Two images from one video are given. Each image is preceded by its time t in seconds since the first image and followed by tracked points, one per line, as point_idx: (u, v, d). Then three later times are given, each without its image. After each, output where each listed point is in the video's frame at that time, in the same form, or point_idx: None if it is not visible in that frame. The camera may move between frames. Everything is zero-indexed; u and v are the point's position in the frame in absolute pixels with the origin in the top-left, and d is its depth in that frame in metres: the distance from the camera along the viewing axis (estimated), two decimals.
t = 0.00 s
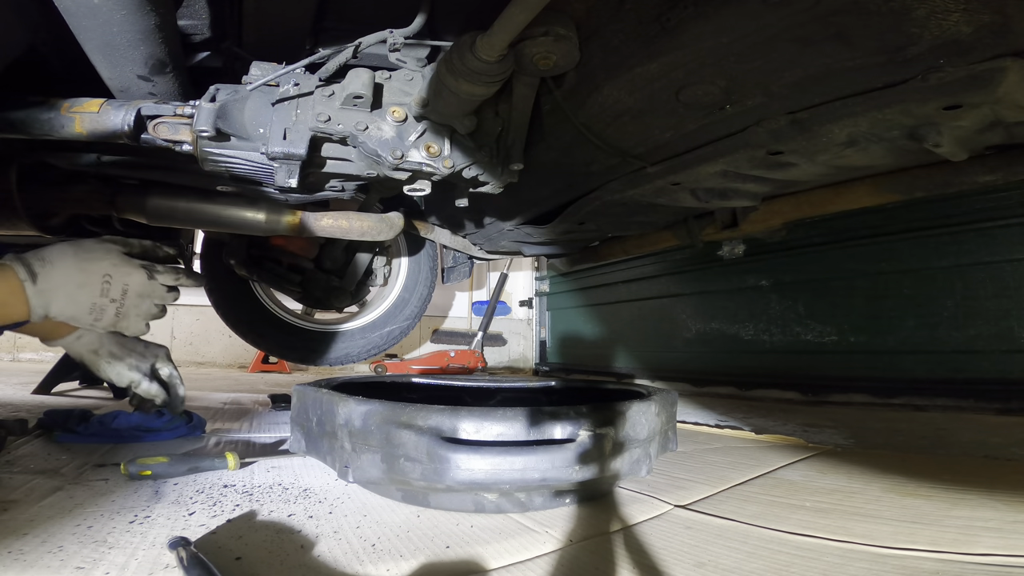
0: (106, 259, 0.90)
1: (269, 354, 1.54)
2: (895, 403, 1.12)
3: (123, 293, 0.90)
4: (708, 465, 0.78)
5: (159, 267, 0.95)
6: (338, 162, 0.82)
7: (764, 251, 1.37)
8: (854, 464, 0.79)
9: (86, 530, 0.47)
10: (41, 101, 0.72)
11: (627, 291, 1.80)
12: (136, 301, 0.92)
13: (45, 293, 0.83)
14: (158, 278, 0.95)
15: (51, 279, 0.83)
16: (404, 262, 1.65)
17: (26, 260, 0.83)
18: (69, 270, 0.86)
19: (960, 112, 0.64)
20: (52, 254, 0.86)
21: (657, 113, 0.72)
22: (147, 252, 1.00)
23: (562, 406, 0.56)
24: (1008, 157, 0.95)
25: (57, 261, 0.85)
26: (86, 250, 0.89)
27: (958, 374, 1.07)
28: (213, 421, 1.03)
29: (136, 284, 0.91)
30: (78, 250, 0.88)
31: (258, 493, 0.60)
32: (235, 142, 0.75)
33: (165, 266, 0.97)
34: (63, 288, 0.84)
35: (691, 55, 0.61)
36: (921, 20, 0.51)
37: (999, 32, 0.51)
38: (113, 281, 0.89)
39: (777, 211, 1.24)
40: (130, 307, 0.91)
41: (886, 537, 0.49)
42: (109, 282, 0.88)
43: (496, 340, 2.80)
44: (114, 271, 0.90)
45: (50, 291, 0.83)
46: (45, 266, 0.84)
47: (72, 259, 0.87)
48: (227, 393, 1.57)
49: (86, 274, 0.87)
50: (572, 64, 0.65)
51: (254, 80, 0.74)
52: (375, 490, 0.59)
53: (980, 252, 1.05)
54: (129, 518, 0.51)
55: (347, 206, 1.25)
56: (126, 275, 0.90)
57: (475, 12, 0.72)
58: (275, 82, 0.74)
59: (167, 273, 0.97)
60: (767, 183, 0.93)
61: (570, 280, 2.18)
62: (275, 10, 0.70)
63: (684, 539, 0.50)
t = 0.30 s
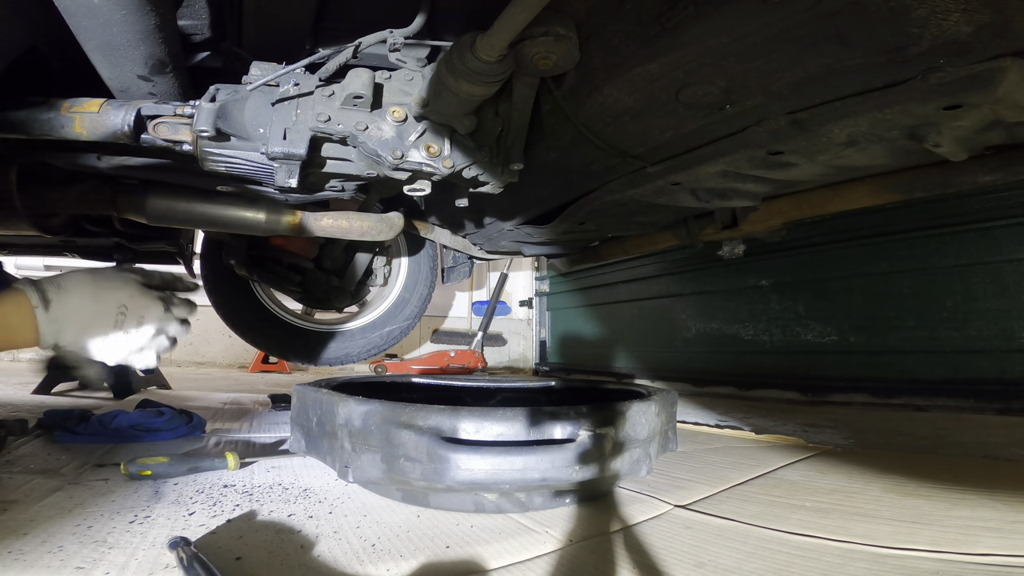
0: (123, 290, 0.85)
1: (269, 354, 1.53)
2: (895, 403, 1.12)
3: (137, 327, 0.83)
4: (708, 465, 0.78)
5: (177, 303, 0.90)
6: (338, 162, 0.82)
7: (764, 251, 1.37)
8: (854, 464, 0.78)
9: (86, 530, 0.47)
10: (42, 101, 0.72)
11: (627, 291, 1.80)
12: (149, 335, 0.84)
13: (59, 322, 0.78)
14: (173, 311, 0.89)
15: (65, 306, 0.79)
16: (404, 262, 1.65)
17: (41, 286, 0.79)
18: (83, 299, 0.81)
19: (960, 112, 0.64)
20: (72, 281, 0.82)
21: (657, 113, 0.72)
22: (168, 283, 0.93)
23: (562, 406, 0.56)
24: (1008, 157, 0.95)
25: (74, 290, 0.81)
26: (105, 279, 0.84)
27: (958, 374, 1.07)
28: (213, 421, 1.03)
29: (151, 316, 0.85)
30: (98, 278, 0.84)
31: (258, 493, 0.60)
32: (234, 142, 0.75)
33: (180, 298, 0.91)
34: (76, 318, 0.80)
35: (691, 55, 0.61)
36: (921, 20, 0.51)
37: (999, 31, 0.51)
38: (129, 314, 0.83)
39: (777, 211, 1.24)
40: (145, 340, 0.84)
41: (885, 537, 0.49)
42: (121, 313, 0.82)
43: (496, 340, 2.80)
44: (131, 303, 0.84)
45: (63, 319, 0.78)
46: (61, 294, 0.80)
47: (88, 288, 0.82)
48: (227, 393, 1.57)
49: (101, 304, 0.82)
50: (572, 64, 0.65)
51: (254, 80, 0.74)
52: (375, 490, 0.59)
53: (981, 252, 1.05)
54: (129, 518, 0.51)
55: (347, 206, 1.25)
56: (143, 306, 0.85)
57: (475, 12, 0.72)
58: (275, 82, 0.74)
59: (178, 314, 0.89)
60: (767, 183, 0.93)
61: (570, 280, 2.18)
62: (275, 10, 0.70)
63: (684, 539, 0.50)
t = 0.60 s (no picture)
0: (81, 219, 0.82)
1: (269, 354, 1.54)
2: (895, 403, 1.12)
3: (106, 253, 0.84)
4: (708, 465, 0.78)
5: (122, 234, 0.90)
6: (338, 162, 0.82)
7: (764, 251, 1.37)
8: (854, 464, 0.79)
9: (86, 531, 0.47)
10: (42, 101, 0.72)
11: (627, 291, 1.81)
12: (118, 261, 0.86)
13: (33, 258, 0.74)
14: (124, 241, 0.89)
15: (37, 241, 0.75)
16: (404, 262, 1.65)
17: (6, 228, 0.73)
18: (51, 232, 0.77)
19: (960, 112, 0.64)
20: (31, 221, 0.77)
21: (657, 113, 0.72)
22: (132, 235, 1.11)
23: (562, 406, 0.56)
24: (1009, 157, 0.95)
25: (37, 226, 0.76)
26: (61, 215, 0.81)
27: (958, 374, 1.07)
28: (213, 421, 1.03)
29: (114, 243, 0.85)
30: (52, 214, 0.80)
31: (258, 493, 0.60)
32: (234, 142, 0.75)
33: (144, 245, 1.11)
34: (46, 251, 0.76)
35: (691, 55, 0.61)
36: (921, 20, 0.51)
37: (999, 31, 0.51)
38: (95, 241, 0.83)
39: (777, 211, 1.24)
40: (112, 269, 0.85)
41: (885, 537, 0.49)
42: (89, 242, 0.82)
43: (496, 340, 2.80)
44: (93, 231, 0.83)
45: (37, 256, 0.74)
46: (29, 229, 0.74)
47: (50, 223, 0.78)
48: (227, 393, 1.57)
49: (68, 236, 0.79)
50: (572, 64, 0.65)
51: (254, 80, 0.74)
52: (375, 490, 0.59)
53: (980, 252, 1.05)
54: (129, 518, 0.51)
55: (347, 206, 1.25)
56: (107, 235, 0.84)
57: (475, 13, 0.72)
58: (275, 82, 0.74)
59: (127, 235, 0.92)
60: (767, 183, 0.93)
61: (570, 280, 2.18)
62: (275, 10, 0.70)
63: (684, 539, 0.50)
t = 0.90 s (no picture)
0: (120, 278, 0.84)
1: (269, 354, 1.54)
2: (895, 403, 1.12)
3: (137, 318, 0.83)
4: (708, 465, 0.78)
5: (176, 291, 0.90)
6: (338, 162, 0.82)
7: (764, 251, 1.37)
8: (854, 464, 0.79)
9: (86, 531, 0.47)
10: (42, 101, 0.72)
11: (627, 291, 1.81)
12: (148, 325, 0.85)
13: (53, 312, 0.77)
14: (172, 301, 0.89)
15: (63, 294, 0.78)
16: (404, 262, 1.65)
17: (35, 276, 0.77)
18: (80, 289, 0.80)
19: (960, 112, 0.64)
20: (66, 271, 0.80)
21: (657, 113, 0.72)
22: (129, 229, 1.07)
23: (562, 406, 0.56)
24: (1009, 157, 0.95)
25: (69, 279, 0.80)
26: (102, 268, 0.84)
27: (958, 374, 1.07)
28: (212, 421, 1.03)
29: (149, 305, 0.85)
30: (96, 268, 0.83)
31: (257, 493, 0.60)
32: (234, 142, 0.75)
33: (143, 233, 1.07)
34: (68, 304, 0.78)
35: (691, 55, 0.61)
36: (921, 20, 0.51)
37: (999, 32, 0.51)
38: (127, 303, 0.83)
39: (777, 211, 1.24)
40: (146, 331, 0.85)
41: (885, 537, 0.49)
42: (120, 303, 0.82)
43: (496, 339, 2.81)
44: (127, 291, 0.84)
45: (57, 309, 0.77)
46: (56, 283, 0.78)
47: (85, 280, 0.81)
48: (227, 393, 1.57)
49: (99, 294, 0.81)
50: (572, 64, 0.64)
51: (254, 80, 0.74)
52: (375, 490, 0.59)
53: (980, 252, 1.05)
54: (129, 518, 0.51)
55: (347, 206, 1.25)
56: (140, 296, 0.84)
57: (475, 12, 0.72)
58: (275, 82, 0.74)
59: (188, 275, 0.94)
60: (768, 183, 0.93)
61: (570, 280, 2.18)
62: (275, 10, 0.70)
63: (684, 539, 0.50)
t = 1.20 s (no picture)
0: (80, 272, 0.84)
1: (269, 354, 1.54)
2: (895, 403, 1.12)
3: (103, 312, 0.83)
4: (708, 465, 0.78)
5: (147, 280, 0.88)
6: (338, 162, 0.82)
7: (764, 251, 1.37)
8: (854, 464, 0.79)
9: (86, 531, 0.47)
10: (41, 101, 0.72)
11: (627, 291, 1.81)
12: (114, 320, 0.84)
13: (16, 307, 0.81)
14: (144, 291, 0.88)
15: (19, 291, 0.81)
16: (404, 262, 1.65)
17: None
18: (35, 284, 0.82)
19: (960, 113, 0.64)
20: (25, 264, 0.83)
21: (657, 113, 0.72)
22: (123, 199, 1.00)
23: (562, 406, 0.56)
24: (1010, 158, 0.95)
25: (25, 274, 0.82)
26: (63, 260, 0.85)
27: (957, 373, 1.07)
28: (213, 421, 1.03)
29: (113, 300, 0.84)
30: (52, 261, 0.83)
31: (258, 493, 0.60)
32: (234, 142, 0.75)
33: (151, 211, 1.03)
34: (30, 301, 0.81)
35: (691, 55, 0.61)
36: (921, 20, 0.51)
37: (999, 32, 0.51)
38: (86, 299, 0.83)
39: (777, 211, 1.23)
40: (117, 326, 0.85)
41: (885, 537, 0.49)
42: (78, 299, 0.82)
43: (497, 340, 2.81)
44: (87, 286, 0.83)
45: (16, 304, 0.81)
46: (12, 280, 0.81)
47: (41, 274, 0.82)
48: (227, 393, 1.57)
49: (57, 290, 0.83)
50: (572, 64, 0.64)
51: (254, 80, 0.74)
52: (375, 490, 0.59)
53: (980, 252, 1.05)
54: (129, 518, 0.51)
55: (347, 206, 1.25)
56: (99, 291, 0.83)
57: (475, 12, 0.72)
58: (275, 82, 0.74)
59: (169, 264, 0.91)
60: (768, 184, 0.93)
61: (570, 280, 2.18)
62: (276, 11, 0.70)
63: (685, 539, 0.50)
